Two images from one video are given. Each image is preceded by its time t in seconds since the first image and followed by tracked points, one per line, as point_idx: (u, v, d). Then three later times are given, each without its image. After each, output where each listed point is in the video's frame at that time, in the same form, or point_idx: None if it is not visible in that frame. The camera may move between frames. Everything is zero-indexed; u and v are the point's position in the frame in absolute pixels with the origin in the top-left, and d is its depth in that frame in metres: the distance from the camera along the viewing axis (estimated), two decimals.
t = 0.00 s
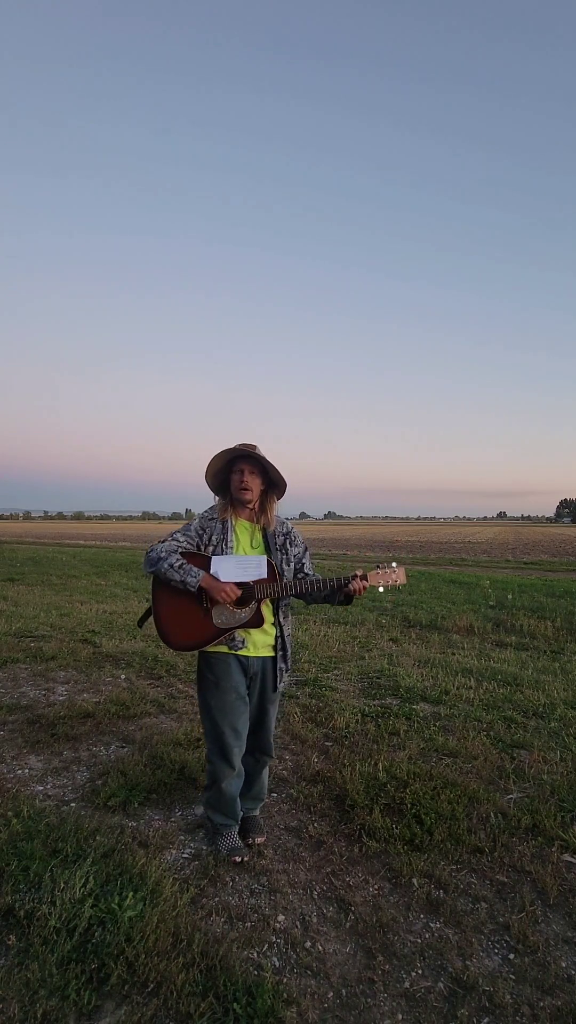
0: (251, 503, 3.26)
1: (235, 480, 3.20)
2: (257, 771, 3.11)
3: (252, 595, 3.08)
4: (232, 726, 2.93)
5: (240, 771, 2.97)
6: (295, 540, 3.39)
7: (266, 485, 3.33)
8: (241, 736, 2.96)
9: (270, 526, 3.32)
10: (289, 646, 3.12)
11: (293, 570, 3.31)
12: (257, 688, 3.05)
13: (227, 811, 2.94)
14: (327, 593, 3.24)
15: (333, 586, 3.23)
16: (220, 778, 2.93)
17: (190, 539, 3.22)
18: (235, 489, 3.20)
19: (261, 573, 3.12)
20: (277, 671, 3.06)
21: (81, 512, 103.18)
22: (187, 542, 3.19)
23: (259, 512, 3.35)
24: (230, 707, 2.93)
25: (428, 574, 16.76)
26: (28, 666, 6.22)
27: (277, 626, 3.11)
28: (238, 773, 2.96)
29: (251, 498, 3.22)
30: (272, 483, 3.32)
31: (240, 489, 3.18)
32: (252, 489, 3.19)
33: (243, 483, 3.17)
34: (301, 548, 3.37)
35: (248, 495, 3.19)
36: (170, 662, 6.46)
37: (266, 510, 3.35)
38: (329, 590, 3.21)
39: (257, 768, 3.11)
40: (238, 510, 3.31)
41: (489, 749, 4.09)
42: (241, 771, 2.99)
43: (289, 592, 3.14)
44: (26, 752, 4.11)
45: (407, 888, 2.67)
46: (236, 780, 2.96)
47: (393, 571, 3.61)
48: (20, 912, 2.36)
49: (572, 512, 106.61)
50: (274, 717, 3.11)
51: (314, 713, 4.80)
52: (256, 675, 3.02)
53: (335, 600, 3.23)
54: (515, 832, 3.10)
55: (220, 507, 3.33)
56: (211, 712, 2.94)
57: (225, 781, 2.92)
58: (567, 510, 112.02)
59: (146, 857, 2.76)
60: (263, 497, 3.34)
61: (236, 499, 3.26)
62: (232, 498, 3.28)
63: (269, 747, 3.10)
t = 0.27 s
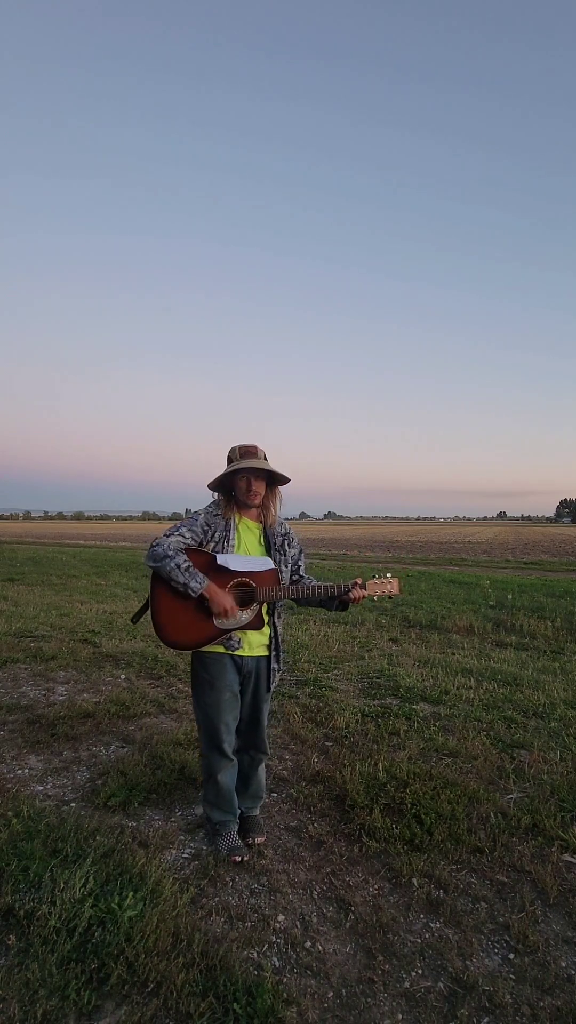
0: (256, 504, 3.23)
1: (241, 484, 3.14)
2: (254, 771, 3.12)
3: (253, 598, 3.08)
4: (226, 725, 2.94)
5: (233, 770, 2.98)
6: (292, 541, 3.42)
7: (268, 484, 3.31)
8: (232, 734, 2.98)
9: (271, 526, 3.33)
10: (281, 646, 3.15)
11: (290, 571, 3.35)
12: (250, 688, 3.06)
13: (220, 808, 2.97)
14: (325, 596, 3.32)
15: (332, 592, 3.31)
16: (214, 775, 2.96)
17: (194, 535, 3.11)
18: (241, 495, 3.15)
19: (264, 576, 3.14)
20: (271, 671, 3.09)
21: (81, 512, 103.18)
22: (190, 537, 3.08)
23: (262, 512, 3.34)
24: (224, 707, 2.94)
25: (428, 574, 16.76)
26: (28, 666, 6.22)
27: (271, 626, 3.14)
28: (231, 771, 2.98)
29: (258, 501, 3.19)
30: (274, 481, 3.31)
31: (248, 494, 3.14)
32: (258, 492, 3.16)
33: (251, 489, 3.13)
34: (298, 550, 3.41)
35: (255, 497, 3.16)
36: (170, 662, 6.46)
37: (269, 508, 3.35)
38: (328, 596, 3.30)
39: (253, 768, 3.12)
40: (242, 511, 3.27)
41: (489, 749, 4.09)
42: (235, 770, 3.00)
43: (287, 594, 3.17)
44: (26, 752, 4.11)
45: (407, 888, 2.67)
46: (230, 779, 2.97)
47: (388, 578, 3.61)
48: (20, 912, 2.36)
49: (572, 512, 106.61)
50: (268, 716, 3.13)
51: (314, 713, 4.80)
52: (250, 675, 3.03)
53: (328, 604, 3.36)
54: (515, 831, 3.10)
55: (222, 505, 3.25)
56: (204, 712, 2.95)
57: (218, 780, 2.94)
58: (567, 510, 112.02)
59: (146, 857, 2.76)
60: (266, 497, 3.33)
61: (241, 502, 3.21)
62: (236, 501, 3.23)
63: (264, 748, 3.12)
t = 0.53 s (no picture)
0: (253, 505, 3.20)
1: (238, 486, 3.10)
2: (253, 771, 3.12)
3: (257, 605, 3.09)
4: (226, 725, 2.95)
5: (233, 770, 2.98)
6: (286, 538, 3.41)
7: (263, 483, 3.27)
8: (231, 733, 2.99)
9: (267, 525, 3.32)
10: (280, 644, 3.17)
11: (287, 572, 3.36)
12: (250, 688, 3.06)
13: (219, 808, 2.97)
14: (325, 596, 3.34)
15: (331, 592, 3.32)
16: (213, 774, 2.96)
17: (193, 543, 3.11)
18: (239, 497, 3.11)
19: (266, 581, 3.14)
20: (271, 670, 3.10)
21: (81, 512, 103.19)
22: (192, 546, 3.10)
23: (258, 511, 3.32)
24: (224, 707, 2.94)
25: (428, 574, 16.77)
26: (28, 666, 6.22)
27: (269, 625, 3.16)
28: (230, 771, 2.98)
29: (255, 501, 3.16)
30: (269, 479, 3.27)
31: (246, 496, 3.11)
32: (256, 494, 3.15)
33: (248, 490, 3.10)
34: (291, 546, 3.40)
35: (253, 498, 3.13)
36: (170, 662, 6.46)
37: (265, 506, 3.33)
38: (329, 596, 3.31)
39: (253, 768, 3.12)
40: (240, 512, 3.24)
41: (489, 750, 4.09)
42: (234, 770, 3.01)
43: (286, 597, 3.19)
44: (26, 752, 4.11)
45: (407, 888, 2.67)
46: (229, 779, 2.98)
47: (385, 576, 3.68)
48: (20, 912, 2.36)
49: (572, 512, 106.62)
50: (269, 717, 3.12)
51: (314, 713, 4.80)
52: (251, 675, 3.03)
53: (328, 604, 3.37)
54: (515, 832, 3.10)
55: (218, 509, 3.19)
56: (205, 711, 2.95)
57: (217, 779, 2.94)
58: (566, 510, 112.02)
59: (146, 857, 2.76)
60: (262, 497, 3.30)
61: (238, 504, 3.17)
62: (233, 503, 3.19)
63: (265, 747, 3.12)
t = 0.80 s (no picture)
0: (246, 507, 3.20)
1: (229, 488, 3.08)
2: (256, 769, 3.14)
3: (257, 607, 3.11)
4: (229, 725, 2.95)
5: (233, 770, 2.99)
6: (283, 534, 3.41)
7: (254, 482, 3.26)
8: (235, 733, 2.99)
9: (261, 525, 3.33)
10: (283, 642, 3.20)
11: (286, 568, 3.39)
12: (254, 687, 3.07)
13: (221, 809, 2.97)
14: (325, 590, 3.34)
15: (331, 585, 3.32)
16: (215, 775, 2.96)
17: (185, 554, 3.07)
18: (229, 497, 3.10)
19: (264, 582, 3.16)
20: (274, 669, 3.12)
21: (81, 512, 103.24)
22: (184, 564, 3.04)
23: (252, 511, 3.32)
24: (227, 707, 2.94)
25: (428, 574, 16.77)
26: (28, 666, 6.22)
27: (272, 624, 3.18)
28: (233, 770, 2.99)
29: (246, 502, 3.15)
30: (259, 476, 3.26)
31: (236, 497, 3.10)
32: (247, 494, 3.14)
33: (239, 490, 3.09)
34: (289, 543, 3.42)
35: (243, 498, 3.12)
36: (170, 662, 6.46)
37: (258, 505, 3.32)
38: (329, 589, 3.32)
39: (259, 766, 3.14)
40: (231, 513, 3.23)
41: (489, 749, 4.09)
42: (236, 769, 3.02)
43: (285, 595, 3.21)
44: (26, 752, 4.11)
45: (407, 888, 2.67)
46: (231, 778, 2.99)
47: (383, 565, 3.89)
48: (20, 912, 2.36)
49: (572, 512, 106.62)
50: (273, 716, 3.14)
51: (314, 713, 4.80)
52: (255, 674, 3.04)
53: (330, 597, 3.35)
54: (515, 831, 3.10)
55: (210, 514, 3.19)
56: (207, 711, 2.95)
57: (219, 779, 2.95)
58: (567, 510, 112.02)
59: (146, 857, 2.76)
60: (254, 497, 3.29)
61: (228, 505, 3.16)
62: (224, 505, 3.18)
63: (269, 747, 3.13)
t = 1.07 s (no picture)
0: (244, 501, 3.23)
1: (228, 479, 3.14)
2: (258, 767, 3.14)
3: (248, 601, 3.09)
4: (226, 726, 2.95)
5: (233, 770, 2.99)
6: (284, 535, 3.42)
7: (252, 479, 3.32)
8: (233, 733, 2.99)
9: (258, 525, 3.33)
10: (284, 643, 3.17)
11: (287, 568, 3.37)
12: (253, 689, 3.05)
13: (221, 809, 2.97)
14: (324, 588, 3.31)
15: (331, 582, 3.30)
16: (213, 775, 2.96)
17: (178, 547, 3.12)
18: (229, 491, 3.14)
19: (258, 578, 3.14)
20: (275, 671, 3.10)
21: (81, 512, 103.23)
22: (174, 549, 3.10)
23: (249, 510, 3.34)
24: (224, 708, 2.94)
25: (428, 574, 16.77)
26: (28, 666, 6.22)
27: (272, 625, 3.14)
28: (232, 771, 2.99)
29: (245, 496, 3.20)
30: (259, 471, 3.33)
31: (236, 489, 3.14)
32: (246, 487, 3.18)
33: (239, 481, 3.15)
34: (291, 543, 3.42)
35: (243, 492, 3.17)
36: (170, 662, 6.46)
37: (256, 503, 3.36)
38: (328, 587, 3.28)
39: (263, 766, 3.14)
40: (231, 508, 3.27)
41: (489, 749, 4.09)
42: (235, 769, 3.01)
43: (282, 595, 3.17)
44: (26, 752, 4.11)
45: (407, 888, 2.67)
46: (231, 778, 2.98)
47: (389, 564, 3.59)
48: (20, 912, 2.36)
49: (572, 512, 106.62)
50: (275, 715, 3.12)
51: (314, 713, 4.80)
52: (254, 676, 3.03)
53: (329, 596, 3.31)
54: (515, 831, 3.10)
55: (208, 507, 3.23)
56: (204, 712, 2.95)
57: (218, 780, 2.95)
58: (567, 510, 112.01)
59: (146, 857, 2.76)
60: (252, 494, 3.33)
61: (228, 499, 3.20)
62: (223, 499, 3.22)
63: (272, 744, 3.12)
